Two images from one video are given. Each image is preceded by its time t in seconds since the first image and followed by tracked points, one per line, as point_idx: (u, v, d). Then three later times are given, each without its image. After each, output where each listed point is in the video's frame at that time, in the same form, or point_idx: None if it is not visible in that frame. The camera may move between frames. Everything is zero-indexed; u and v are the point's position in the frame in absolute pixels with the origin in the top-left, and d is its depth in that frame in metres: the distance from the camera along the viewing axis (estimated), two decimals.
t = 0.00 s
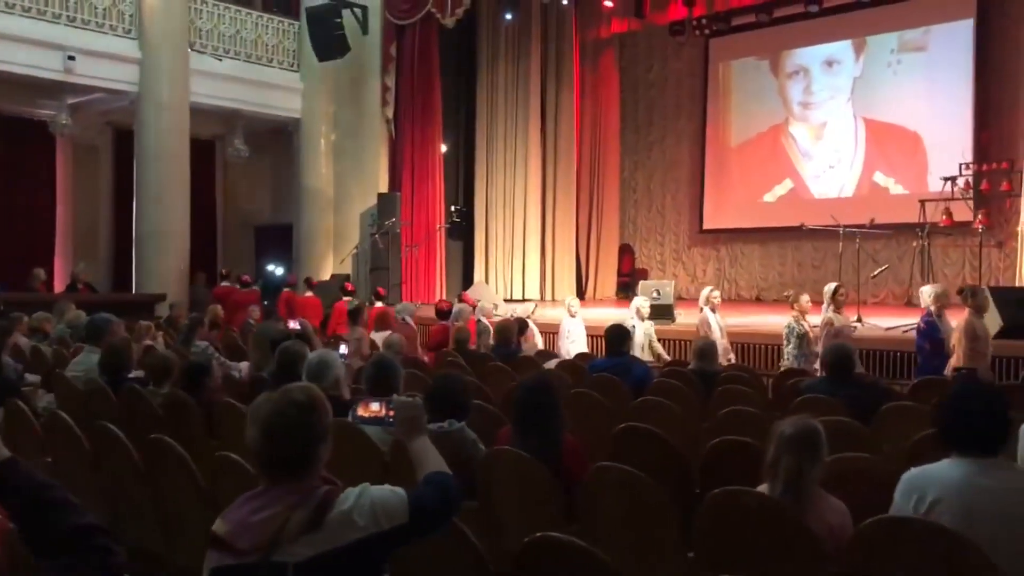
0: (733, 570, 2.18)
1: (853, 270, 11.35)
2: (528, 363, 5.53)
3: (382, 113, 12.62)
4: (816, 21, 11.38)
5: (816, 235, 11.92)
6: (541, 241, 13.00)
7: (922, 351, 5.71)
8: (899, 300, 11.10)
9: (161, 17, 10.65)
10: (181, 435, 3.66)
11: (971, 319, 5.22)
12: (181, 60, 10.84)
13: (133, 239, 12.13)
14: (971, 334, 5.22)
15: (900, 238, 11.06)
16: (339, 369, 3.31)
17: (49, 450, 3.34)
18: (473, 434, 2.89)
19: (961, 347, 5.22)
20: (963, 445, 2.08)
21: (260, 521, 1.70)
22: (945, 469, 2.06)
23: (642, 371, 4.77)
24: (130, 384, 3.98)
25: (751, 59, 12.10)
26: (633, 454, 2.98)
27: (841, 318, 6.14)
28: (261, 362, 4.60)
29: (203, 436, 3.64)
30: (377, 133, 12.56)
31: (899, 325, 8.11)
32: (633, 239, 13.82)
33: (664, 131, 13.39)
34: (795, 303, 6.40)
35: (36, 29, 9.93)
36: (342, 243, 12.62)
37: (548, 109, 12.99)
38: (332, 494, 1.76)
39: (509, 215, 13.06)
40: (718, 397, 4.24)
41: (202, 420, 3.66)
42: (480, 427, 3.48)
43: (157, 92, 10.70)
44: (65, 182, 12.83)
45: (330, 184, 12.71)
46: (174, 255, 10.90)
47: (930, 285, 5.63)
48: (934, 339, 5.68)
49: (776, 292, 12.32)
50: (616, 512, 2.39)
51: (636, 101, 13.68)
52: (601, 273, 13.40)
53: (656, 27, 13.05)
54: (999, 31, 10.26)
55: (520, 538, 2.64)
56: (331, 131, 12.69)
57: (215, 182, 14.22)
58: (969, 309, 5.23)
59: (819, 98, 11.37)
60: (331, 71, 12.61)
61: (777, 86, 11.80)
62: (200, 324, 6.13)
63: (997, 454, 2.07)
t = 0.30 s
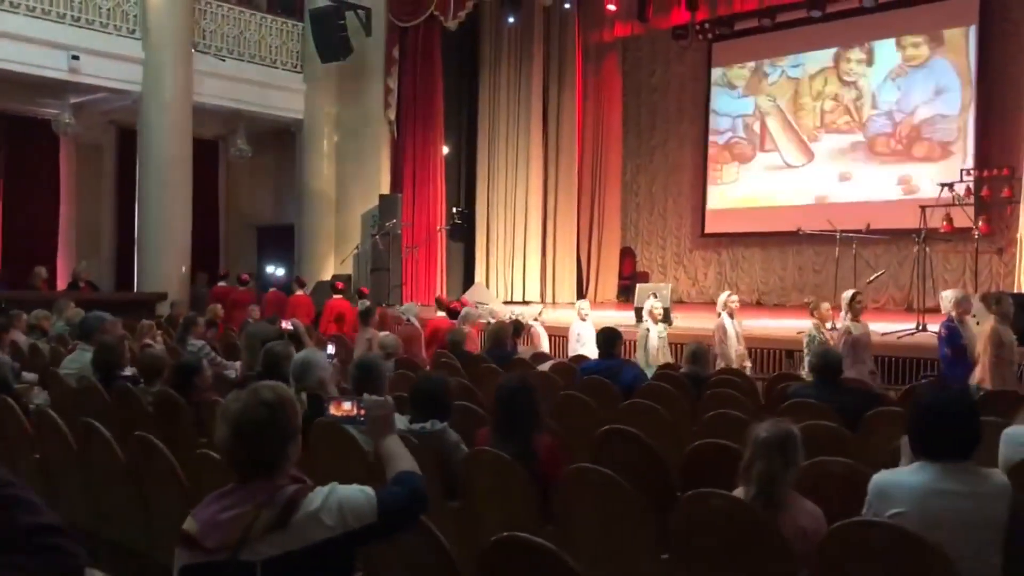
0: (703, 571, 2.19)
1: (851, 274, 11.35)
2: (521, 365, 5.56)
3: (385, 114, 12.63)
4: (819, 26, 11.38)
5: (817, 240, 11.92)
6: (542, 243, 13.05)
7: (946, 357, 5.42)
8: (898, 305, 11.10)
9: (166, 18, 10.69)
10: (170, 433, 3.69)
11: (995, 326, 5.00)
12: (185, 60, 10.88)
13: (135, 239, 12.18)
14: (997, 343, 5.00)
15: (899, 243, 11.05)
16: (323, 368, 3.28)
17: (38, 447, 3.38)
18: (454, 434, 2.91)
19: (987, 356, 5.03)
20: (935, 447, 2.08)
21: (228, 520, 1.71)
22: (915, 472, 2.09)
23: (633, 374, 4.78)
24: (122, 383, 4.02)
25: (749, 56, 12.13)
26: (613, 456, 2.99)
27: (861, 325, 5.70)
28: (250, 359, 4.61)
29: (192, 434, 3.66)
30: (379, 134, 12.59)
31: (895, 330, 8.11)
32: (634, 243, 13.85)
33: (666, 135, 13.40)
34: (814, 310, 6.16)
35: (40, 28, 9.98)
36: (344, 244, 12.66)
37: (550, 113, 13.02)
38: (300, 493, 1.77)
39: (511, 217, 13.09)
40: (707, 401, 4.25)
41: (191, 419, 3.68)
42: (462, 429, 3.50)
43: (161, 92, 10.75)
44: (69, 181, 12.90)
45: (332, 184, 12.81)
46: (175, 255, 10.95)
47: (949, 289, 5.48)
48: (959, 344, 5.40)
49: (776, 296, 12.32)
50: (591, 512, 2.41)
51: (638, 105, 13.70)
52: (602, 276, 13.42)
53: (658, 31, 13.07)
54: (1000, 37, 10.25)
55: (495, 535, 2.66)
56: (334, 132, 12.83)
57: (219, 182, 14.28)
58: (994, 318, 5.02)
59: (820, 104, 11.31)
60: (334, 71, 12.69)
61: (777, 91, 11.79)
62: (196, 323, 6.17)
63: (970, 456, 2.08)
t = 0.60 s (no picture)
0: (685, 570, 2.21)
1: (853, 276, 11.36)
2: (520, 365, 5.57)
3: (391, 116, 12.62)
4: (825, 27, 11.36)
5: (821, 242, 11.90)
6: (547, 245, 13.07)
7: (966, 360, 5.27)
8: (903, 307, 11.08)
9: (172, 20, 10.74)
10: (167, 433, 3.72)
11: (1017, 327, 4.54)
12: (192, 61, 10.93)
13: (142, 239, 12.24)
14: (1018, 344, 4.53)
15: (904, 245, 11.05)
16: (317, 367, 3.28)
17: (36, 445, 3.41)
18: (444, 433, 2.95)
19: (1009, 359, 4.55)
20: (917, 446, 2.11)
21: (211, 515, 1.73)
22: (895, 470, 2.12)
23: (630, 374, 4.79)
24: (121, 381, 4.05)
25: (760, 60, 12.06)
26: (602, 456, 3.00)
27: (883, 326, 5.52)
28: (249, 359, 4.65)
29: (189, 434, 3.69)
30: (385, 136, 12.61)
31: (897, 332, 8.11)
32: (639, 244, 13.85)
33: (672, 137, 13.38)
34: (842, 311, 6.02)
35: (48, 29, 10.05)
36: (349, 244, 12.70)
37: (555, 114, 13.02)
38: (284, 490, 1.76)
39: (516, 218, 13.11)
40: (703, 402, 4.26)
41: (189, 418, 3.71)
42: (456, 428, 3.53)
43: (168, 93, 10.81)
44: (76, 181, 12.96)
45: (337, 185, 12.84)
46: (181, 255, 11.00)
47: (970, 291, 5.34)
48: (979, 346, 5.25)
49: (781, 299, 12.30)
50: (577, 512, 2.42)
51: (643, 106, 13.69)
52: (607, 277, 13.40)
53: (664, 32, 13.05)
54: (1007, 39, 10.22)
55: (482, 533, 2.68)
56: (340, 134, 12.86)
57: (225, 182, 14.33)
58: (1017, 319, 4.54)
59: (830, 109, 11.23)
60: (339, 71, 12.72)
61: (787, 95, 11.72)
62: (198, 323, 6.20)
63: (951, 459, 2.11)
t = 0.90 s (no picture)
0: (678, 567, 2.19)
1: (854, 274, 11.35)
2: (519, 363, 5.58)
3: (393, 114, 12.63)
4: (828, 25, 11.32)
5: (824, 241, 11.89)
6: (549, 243, 13.08)
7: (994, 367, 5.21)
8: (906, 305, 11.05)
9: (174, 19, 10.75)
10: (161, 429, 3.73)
11: None
12: (193, 59, 10.94)
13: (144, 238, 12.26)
14: None
15: (906, 244, 11.03)
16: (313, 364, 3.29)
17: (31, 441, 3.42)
18: (437, 429, 2.94)
19: None
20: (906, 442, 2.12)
21: (197, 506, 1.73)
22: (883, 467, 2.14)
23: (628, 373, 4.79)
24: (117, 378, 4.06)
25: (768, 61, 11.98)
26: (597, 452, 3.00)
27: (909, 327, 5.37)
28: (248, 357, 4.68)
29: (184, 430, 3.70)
30: (386, 134, 12.60)
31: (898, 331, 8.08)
32: (641, 243, 13.85)
33: (675, 135, 13.35)
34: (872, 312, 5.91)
35: (50, 27, 10.06)
36: (351, 243, 12.71)
37: (557, 113, 13.03)
38: (270, 484, 1.75)
39: (518, 216, 13.10)
40: (700, 400, 4.25)
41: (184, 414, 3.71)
42: (450, 425, 3.54)
43: (170, 91, 10.82)
44: (80, 179, 12.99)
45: (340, 184, 12.85)
46: (183, 253, 11.02)
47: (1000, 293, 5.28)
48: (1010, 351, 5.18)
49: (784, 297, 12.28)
50: (568, 508, 2.42)
51: (645, 105, 13.68)
52: (609, 276, 13.38)
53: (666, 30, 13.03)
54: (1012, 37, 10.17)
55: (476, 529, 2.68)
56: (342, 133, 12.86)
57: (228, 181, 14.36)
58: None
59: (839, 109, 11.15)
60: (341, 69, 12.72)
61: (795, 96, 11.64)
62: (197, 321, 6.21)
63: (936, 453, 2.12)
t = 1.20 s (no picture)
0: (673, 566, 2.17)
1: (853, 272, 11.35)
2: (517, 362, 5.57)
3: (393, 111, 12.61)
4: (830, 23, 11.31)
5: (824, 239, 11.87)
6: (550, 242, 13.06)
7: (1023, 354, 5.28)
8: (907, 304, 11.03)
9: (175, 16, 10.74)
10: (156, 426, 3.72)
11: None
12: (193, 56, 10.93)
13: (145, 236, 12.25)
14: None
15: (906, 242, 11.01)
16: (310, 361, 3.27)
17: (25, 438, 3.41)
18: (432, 427, 2.93)
19: None
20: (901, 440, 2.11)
21: (188, 502, 1.70)
22: (876, 465, 2.13)
23: (625, 372, 4.79)
24: (113, 375, 4.05)
25: (773, 61, 11.93)
26: (593, 450, 2.99)
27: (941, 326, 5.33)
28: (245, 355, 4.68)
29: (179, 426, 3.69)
30: (386, 131, 12.60)
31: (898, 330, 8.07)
32: (641, 241, 13.85)
33: (676, 133, 13.33)
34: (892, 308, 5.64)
35: (50, 24, 10.05)
36: (351, 241, 12.71)
37: (557, 111, 13.02)
38: (261, 480, 1.72)
39: (519, 214, 13.09)
40: (698, 398, 4.24)
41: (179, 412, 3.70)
42: (445, 422, 3.53)
43: (170, 88, 10.81)
44: (80, 176, 12.99)
45: (340, 182, 12.85)
46: (183, 250, 11.01)
47: None
48: None
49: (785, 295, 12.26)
50: (563, 506, 2.40)
51: (646, 103, 13.67)
52: (610, 274, 13.38)
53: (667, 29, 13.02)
54: (1015, 36, 10.14)
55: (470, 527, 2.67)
56: (342, 130, 12.86)
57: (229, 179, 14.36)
58: None
59: (845, 110, 11.10)
60: (341, 67, 12.71)
61: (800, 97, 11.59)
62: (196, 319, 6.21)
63: (932, 451, 2.11)
